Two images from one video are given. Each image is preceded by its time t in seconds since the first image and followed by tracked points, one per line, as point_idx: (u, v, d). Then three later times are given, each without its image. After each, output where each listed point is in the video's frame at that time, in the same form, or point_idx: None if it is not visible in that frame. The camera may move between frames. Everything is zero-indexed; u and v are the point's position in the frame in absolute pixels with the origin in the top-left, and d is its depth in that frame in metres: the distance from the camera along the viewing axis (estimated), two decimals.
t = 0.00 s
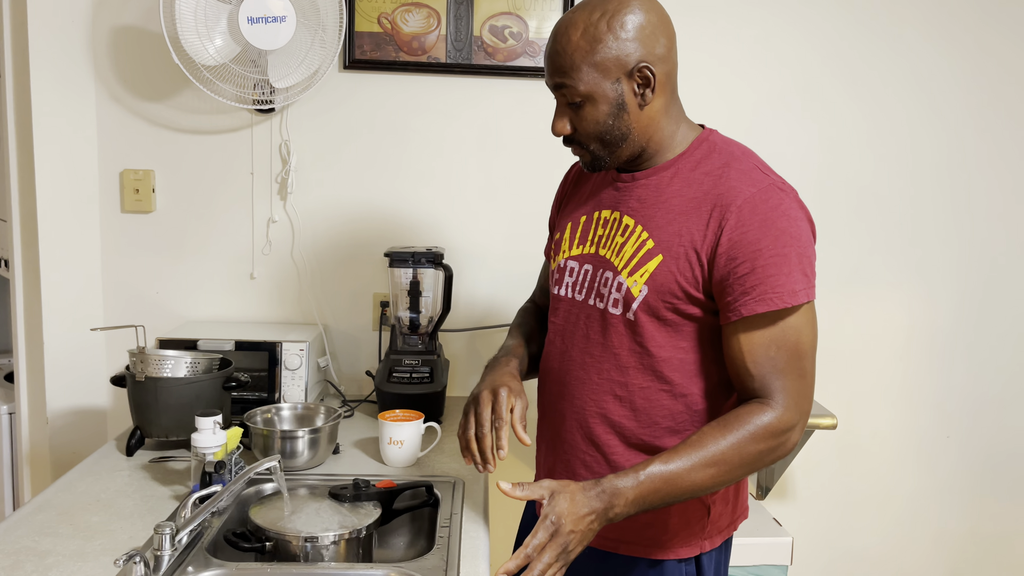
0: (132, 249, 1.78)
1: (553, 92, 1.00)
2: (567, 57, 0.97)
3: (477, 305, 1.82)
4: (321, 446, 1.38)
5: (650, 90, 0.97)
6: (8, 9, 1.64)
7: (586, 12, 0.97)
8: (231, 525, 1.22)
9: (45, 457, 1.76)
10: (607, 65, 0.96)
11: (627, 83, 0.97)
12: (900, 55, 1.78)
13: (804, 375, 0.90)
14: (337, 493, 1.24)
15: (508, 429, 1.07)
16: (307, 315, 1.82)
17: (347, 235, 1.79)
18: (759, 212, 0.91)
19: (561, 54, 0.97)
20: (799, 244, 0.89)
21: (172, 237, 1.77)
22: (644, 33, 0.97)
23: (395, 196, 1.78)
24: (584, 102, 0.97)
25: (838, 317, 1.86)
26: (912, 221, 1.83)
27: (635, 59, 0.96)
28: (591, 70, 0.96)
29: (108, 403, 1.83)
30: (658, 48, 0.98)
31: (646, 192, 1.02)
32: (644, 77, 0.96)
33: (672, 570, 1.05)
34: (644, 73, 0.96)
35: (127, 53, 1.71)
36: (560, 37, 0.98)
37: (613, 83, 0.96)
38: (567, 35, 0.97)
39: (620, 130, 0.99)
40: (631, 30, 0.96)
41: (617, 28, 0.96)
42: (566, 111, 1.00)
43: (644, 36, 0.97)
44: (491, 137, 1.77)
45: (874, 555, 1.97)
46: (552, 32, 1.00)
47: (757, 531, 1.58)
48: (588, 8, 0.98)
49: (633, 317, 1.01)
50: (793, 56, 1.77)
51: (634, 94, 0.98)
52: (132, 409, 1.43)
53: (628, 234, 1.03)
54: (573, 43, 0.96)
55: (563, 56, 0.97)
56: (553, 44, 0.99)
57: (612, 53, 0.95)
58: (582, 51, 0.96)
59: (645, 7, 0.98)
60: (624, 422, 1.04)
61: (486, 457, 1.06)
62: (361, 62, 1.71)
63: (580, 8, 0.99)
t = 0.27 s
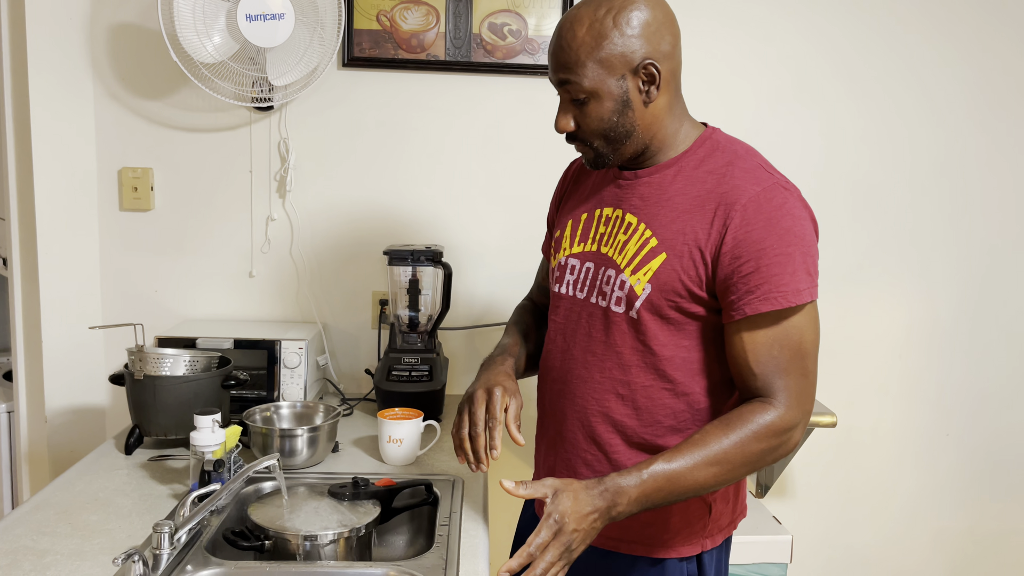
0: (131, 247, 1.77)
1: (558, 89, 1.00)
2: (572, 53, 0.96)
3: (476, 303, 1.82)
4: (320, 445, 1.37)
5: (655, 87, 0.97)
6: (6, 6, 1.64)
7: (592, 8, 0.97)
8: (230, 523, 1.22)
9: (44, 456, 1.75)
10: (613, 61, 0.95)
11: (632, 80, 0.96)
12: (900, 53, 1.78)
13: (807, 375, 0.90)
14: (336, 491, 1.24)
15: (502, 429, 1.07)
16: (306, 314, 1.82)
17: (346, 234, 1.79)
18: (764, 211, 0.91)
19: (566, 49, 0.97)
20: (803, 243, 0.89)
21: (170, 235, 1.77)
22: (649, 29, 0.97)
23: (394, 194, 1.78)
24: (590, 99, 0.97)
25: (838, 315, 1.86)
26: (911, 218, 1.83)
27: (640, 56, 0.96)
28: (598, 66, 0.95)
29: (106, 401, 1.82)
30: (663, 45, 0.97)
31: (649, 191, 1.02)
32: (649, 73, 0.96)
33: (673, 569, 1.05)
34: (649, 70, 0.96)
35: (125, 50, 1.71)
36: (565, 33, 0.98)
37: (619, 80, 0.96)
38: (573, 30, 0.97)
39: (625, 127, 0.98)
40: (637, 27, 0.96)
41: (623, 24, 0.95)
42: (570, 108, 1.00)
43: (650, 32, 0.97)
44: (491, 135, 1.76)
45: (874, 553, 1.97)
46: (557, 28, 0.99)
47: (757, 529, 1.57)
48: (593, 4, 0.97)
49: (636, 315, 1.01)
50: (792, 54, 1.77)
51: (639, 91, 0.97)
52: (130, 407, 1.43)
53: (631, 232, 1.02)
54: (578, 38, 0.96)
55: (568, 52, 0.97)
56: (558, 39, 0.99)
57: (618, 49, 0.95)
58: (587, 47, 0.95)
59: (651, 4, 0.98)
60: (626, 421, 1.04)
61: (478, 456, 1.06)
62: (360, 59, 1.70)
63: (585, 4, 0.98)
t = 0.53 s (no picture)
0: (129, 245, 1.77)
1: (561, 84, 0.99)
2: (577, 48, 0.96)
3: (476, 300, 1.82)
4: (320, 442, 1.37)
5: (659, 83, 0.97)
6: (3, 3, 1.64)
7: (597, 3, 0.97)
8: (230, 521, 1.22)
9: (43, 453, 1.75)
10: (618, 57, 0.95)
11: (637, 76, 0.96)
12: (900, 49, 1.77)
13: (811, 372, 0.90)
14: (335, 489, 1.24)
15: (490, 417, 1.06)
16: (305, 311, 1.81)
17: (345, 231, 1.79)
18: (768, 208, 0.91)
19: (571, 44, 0.97)
20: (807, 240, 0.89)
21: (169, 233, 1.77)
22: (655, 25, 0.96)
23: (393, 191, 1.77)
24: (593, 94, 0.97)
25: (837, 312, 1.86)
26: (911, 215, 1.83)
27: (645, 52, 0.96)
28: (602, 61, 0.95)
29: (106, 399, 1.82)
30: (668, 42, 0.97)
31: (652, 187, 1.02)
32: (654, 70, 0.96)
33: (675, 565, 1.05)
34: (654, 66, 0.96)
35: (123, 47, 1.70)
36: (570, 27, 0.98)
37: (624, 75, 0.96)
38: (578, 24, 0.97)
39: (628, 124, 0.98)
40: (642, 23, 0.96)
41: (629, 19, 0.95)
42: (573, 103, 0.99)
43: (655, 29, 0.96)
44: (490, 132, 1.76)
45: (873, 550, 1.97)
46: (561, 23, 0.99)
47: (757, 525, 1.58)
48: None
49: (639, 313, 1.01)
50: (792, 50, 1.76)
51: (643, 87, 0.97)
52: (130, 405, 1.43)
53: (633, 229, 1.02)
54: (584, 33, 0.96)
55: (573, 47, 0.96)
56: (563, 33, 0.98)
57: (623, 44, 0.95)
58: (593, 42, 0.95)
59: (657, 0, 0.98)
60: (628, 418, 1.03)
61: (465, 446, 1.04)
62: (358, 56, 1.70)
63: None
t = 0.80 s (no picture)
0: (125, 242, 1.76)
1: (566, 75, 0.98)
2: (582, 40, 0.95)
3: (473, 297, 1.81)
4: (316, 440, 1.37)
5: (664, 77, 0.97)
6: None
7: None
8: (225, 518, 1.22)
9: (39, 451, 1.75)
10: (624, 49, 0.94)
11: (643, 69, 0.96)
12: (898, 43, 1.77)
13: (814, 368, 0.89)
14: (331, 486, 1.23)
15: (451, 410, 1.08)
16: (301, 308, 1.81)
17: (341, 228, 1.78)
18: (771, 203, 0.91)
19: (575, 36, 0.96)
20: (810, 235, 0.89)
21: (165, 230, 1.76)
22: (661, 18, 0.96)
23: (390, 187, 1.77)
24: (599, 87, 0.96)
25: (835, 308, 1.85)
26: (909, 210, 1.82)
27: (651, 45, 0.95)
28: (609, 54, 0.94)
29: (102, 397, 1.81)
30: (674, 35, 0.97)
31: (653, 182, 1.01)
32: (659, 63, 0.96)
33: (676, 562, 1.04)
34: (660, 59, 0.95)
35: (117, 43, 1.69)
36: (574, 19, 0.97)
37: (629, 68, 0.95)
38: (584, 15, 0.96)
39: (633, 117, 0.97)
40: (648, 16, 0.95)
41: (635, 11, 0.95)
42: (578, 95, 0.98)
43: (661, 22, 0.96)
44: (486, 127, 1.75)
45: (871, 546, 1.96)
46: (565, 15, 0.98)
47: (755, 521, 1.57)
48: None
49: (640, 309, 1.00)
50: (789, 45, 1.76)
51: (648, 81, 0.97)
52: (125, 403, 1.42)
53: (634, 224, 1.01)
54: (590, 24, 0.95)
55: (578, 39, 0.95)
56: (568, 25, 0.97)
57: (628, 37, 0.94)
58: (599, 33, 0.94)
59: None
60: (628, 415, 1.02)
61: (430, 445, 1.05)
62: (354, 51, 1.69)
63: None
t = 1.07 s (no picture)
0: (120, 240, 1.75)
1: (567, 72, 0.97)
2: (583, 36, 0.94)
3: (470, 294, 1.81)
4: (313, 438, 1.36)
5: (666, 73, 0.96)
6: None
7: None
8: (222, 517, 1.21)
9: (35, 450, 1.74)
10: (626, 46, 0.94)
11: (644, 66, 0.95)
12: (895, 38, 1.76)
13: (817, 364, 0.89)
14: (328, 484, 1.23)
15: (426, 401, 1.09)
16: (297, 306, 1.80)
17: (337, 225, 1.77)
18: (772, 199, 0.90)
19: (577, 31, 0.94)
20: (811, 231, 0.89)
21: (160, 228, 1.75)
22: (662, 14, 0.95)
23: (386, 184, 1.76)
24: (602, 84, 0.95)
25: (832, 303, 1.85)
26: (906, 205, 1.82)
27: (652, 41, 0.94)
28: (612, 50, 0.93)
29: (98, 395, 1.81)
30: (675, 31, 0.96)
31: (653, 178, 1.00)
32: (661, 60, 0.95)
33: (674, 559, 1.04)
34: (661, 56, 0.95)
35: (111, 40, 1.68)
36: (576, 14, 0.96)
37: (631, 65, 0.94)
38: (585, 11, 0.95)
39: (635, 114, 0.97)
40: (649, 11, 0.94)
41: (637, 8, 0.94)
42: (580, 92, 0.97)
43: (663, 18, 0.95)
44: (482, 124, 1.74)
45: (869, 541, 1.97)
46: (566, 10, 0.97)
47: (753, 517, 1.57)
48: None
49: (640, 306, 0.99)
50: (786, 40, 1.75)
51: (650, 78, 0.96)
52: (120, 401, 1.42)
53: (634, 220, 1.01)
54: (591, 20, 0.94)
55: (580, 34, 0.94)
56: (568, 20, 0.96)
57: (630, 33, 0.93)
58: (600, 29, 0.93)
59: None
60: (628, 412, 1.02)
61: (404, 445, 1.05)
62: (349, 48, 1.68)
63: None
